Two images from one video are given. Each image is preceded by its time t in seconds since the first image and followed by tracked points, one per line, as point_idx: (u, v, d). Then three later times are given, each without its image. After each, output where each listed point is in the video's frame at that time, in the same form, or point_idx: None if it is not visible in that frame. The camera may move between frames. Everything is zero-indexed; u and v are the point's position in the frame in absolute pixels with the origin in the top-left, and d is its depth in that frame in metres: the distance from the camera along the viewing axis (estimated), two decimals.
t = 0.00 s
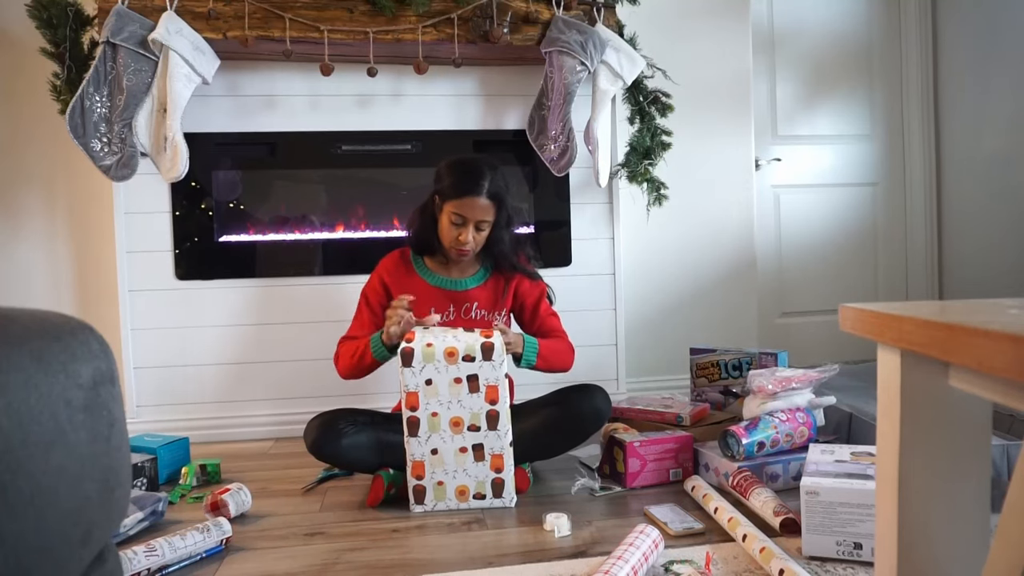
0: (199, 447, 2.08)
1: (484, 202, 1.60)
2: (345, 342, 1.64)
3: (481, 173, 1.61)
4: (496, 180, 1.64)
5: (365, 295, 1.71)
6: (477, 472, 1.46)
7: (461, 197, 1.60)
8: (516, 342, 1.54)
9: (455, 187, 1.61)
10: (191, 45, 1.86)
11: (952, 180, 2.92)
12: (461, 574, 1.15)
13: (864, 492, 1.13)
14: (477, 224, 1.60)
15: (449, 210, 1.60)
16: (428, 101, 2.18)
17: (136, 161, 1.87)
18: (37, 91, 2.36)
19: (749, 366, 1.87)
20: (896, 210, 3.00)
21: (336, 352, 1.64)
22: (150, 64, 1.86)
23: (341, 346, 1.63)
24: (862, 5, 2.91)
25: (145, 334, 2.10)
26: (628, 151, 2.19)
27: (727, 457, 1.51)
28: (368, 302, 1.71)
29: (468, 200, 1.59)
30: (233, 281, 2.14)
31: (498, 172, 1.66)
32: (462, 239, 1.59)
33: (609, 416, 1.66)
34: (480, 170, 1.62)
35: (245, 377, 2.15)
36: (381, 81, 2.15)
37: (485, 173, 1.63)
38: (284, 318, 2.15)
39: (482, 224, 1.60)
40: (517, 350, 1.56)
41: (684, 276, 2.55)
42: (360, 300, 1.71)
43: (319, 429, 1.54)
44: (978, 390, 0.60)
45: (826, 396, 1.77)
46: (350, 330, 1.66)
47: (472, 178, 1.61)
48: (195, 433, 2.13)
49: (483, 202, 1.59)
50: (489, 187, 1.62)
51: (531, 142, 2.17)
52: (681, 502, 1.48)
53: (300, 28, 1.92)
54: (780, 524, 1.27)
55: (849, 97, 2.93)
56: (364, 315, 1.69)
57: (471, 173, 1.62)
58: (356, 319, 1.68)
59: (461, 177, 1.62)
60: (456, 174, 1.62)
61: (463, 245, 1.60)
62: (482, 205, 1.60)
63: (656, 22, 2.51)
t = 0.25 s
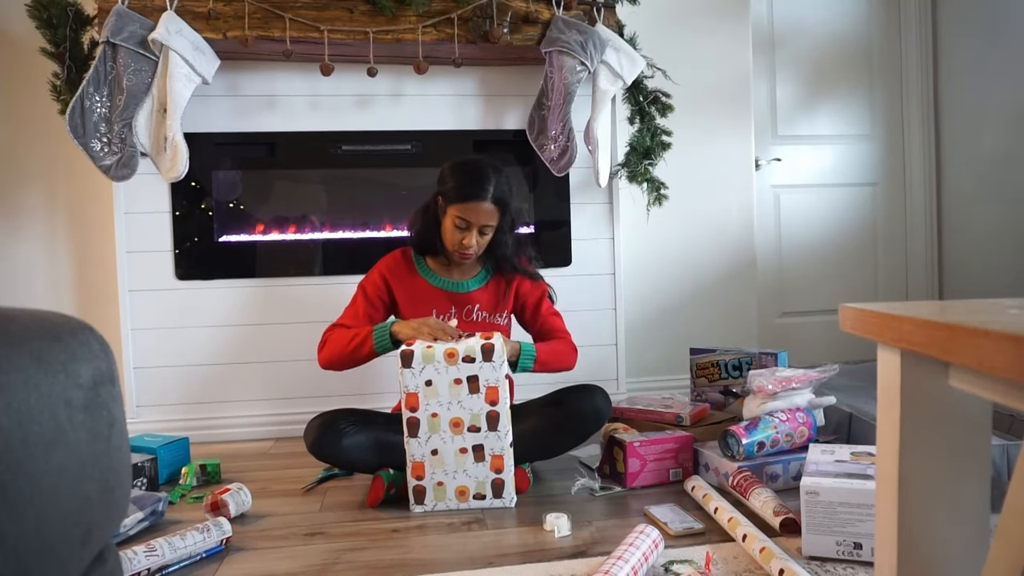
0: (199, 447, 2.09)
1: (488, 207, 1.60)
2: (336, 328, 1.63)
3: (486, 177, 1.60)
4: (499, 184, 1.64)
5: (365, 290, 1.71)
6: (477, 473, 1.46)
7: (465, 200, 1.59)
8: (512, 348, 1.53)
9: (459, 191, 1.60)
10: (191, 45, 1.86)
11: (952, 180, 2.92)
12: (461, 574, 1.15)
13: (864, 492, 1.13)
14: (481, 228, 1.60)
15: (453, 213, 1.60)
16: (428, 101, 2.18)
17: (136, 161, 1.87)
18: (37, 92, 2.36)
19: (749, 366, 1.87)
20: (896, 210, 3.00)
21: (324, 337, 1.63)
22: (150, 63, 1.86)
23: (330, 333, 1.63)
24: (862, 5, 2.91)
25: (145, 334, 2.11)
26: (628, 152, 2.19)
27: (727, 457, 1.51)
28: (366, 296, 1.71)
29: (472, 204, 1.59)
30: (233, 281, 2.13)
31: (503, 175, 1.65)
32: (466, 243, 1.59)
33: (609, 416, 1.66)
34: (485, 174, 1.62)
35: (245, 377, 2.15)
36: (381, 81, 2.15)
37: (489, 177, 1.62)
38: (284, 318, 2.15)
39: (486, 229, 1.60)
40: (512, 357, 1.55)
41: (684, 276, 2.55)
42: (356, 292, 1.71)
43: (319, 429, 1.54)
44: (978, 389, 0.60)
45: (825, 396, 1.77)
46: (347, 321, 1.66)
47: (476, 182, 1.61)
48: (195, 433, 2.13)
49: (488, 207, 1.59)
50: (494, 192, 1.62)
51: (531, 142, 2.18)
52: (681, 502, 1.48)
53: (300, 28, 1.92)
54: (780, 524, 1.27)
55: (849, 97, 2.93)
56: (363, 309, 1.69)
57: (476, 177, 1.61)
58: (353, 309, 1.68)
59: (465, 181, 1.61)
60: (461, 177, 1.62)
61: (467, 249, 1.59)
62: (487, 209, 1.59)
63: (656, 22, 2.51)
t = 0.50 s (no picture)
0: (199, 447, 2.09)
1: (488, 207, 1.60)
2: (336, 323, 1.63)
3: (486, 178, 1.60)
4: (499, 184, 1.64)
5: (367, 286, 1.71)
6: (477, 472, 1.46)
7: (465, 201, 1.59)
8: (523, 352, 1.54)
9: (459, 192, 1.60)
10: (191, 45, 1.86)
11: (951, 180, 2.92)
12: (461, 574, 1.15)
13: (864, 492, 1.13)
14: (481, 229, 1.60)
15: (454, 214, 1.60)
16: (428, 101, 2.18)
17: (136, 161, 1.87)
18: (37, 92, 2.36)
19: (749, 366, 1.87)
20: (896, 209, 3.00)
21: (320, 328, 1.63)
22: (150, 63, 1.86)
23: (326, 327, 1.62)
24: (862, 5, 2.91)
25: (145, 334, 2.11)
26: (628, 152, 2.19)
27: (727, 457, 1.51)
28: (367, 291, 1.70)
29: (472, 205, 1.59)
30: (233, 281, 2.13)
31: (503, 176, 1.65)
32: (467, 244, 1.59)
33: (609, 416, 1.66)
34: (485, 174, 1.61)
35: (245, 377, 2.15)
36: (381, 81, 2.16)
37: (489, 177, 1.62)
38: (284, 318, 2.15)
39: (487, 229, 1.60)
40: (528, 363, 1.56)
41: (684, 276, 2.55)
42: (357, 286, 1.71)
43: (319, 428, 1.54)
44: (977, 389, 0.60)
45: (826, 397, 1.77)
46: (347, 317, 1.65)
47: (476, 183, 1.60)
48: (195, 433, 2.13)
49: (488, 207, 1.59)
50: (494, 192, 1.61)
51: (531, 142, 2.18)
52: (681, 502, 1.48)
53: (300, 28, 1.92)
54: (780, 524, 1.27)
55: (849, 97, 2.93)
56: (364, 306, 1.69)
57: (476, 178, 1.61)
58: (354, 304, 1.68)
59: (465, 181, 1.61)
60: (460, 178, 1.62)
61: (468, 250, 1.60)
62: (487, 210, 1.59)
63: (656, 23, 2.51)
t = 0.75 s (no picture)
0: (199, 447, 2.09)
1: (484, 205, 1.60)
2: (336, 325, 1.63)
3: (481, 176, 1.60)
4: (496, 183, 1.63)
5: (367, 288, 1.71)
6: (477, 473, 1.46)
7: (460, 200, 1.59)
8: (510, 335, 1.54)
9: (454, 191, 1.60)
10: (190, 45, 1.86)
11: (952, 180, 2.92)
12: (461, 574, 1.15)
13: (864, 492, 1.13)
14: (477, 228, 1.60)
15: (449, 213, 1.60)
16: (428, 101, 2.18)
17: (136, 161, 1.87)
18: (37, 92, 2.36)
19: (749, 366, 1.87)
20: (896, 209, 3.00)
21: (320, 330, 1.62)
22: (150, 63, 1.86)
23: (324, 329, 1.62)
24: (862, 5, 2.91)
25: (145, 334, 2.11)
26: (628, 152, 2.19)
27: (727, 457, 1.51)
28: (366, 292, 1.70)
29: (467, 204, 1.59)
30: (233, 281, 2.13)
31: (498, 174, 1.65)
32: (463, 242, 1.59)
33: (609, 416, 1.66)
34: (480, 173, 1.61)
35: (245, 377, 2.15)
36: (381, 81, 2.16)
37: (485, 176, 1.62)
38: (284, 318, 2.15)
39: (482, 228, 1.61)
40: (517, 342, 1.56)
41: (684, 276, 2.55)
42: (356, 288, 1.71)
43: (318, 429, 1.54)
44: (977, 389, 0.60)
45: (826, 397, 1.77)
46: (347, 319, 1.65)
47: (472, 182, 1.60)
48: (195, 433, 2.13)
49: (483, 206, 1.60)
50: (489, 191, 1.61)
51: (531, 142, 2.18)
52: (681, 502, 1.48)
53: (300, 28, 1.92)
54: (780, 524, 1.27)
55: (849, 97, 2.93)
56: (364, 308, 1.69)
57: (471, 177, 1.61)
58: (354, 305, 1.68)
59: (460, 181, 1.61)
60: (455, 177, 1.61)
61: (464, 249, 1.60)
62: (482, 208, 1.60)
63: (656, 23, 2.51)
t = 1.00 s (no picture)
0: (199, 447, 2.09)
1: (481, 206, 1.60)
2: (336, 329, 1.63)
3: (478, 176, 1.60)
4: (493, 183, 1.63)
5: (364, 291, 1.70)
6: (478, 473, 1.46)
7: (457, 200, 1.59)
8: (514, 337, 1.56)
9: (451, 192, 1.60)
10: (190, 45, 1.86)
11: (951, 180, 2.92)
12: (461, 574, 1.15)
13: (864, 492, 1.13)
14: (474, 228, 1.60)
15: (446, 214, 1.60)
16: (428, 101, 2.18)
17: (136, 161, 1.87)
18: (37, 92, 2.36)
19: (748, 366, 1.87)
20: (896, 209, 3.00)
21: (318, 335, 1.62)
22: (150, 63, 1.86)
23: (323, 332, 1.61)
24: (862, 5, 2.91)
25: (145, 334, 2.10)
26: (628, 152, 2.19)
27: (727, 457, 1.51)
28: (364, 295, 1.70)
29: (465, 204, 1.59)
30: (233, 281, 2.13)
31: (495, 174, 1.64)
32: (461, 242, 1.60)
33: (609, 416, 1.66)
34: (477, 174, 1.61)
35: (245, 377, 2.15)
36: (381, 81, 2.16)
37: (482, 177, 1.61)
38: (284, 318, 2.15)
39: (480, 228, 1.61)
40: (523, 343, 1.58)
41: (684, 276, 2.55)
42: (354, 289, 1.70)
43: (319, 429, 1.54)
44: (977, 389, 0.60)
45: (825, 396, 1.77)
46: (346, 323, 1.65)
47: (468, 183, 1.60)
48: (195, 433, 2.13)
49: (480, 206, 1.60)
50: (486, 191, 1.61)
51: (531, 142, 2.17)
52: (681, 502, 1.48)
53: (299, 28, 1.92)
54: (780, 524, 1.27)
55: (849, 98, 2.93)
56: (362, 310, 1.69)
57: (468, 178, 1.60)
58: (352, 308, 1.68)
59: (457, 181, 1.60)
60: (452, 178, 1.61)
61: (461, 250, 1.60)
62: (480, 209, 1.60)
63: (656, 23, 2.51)
